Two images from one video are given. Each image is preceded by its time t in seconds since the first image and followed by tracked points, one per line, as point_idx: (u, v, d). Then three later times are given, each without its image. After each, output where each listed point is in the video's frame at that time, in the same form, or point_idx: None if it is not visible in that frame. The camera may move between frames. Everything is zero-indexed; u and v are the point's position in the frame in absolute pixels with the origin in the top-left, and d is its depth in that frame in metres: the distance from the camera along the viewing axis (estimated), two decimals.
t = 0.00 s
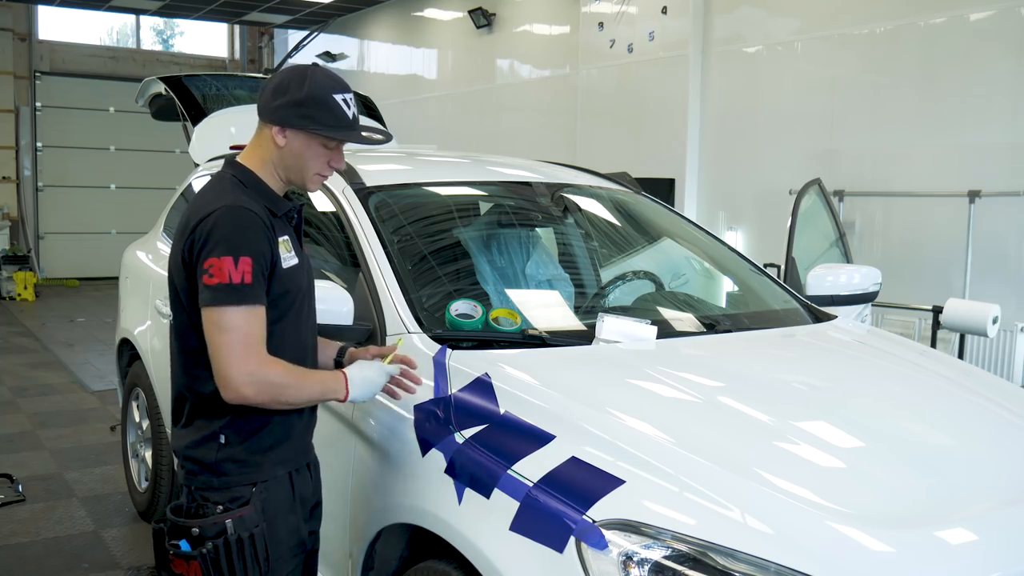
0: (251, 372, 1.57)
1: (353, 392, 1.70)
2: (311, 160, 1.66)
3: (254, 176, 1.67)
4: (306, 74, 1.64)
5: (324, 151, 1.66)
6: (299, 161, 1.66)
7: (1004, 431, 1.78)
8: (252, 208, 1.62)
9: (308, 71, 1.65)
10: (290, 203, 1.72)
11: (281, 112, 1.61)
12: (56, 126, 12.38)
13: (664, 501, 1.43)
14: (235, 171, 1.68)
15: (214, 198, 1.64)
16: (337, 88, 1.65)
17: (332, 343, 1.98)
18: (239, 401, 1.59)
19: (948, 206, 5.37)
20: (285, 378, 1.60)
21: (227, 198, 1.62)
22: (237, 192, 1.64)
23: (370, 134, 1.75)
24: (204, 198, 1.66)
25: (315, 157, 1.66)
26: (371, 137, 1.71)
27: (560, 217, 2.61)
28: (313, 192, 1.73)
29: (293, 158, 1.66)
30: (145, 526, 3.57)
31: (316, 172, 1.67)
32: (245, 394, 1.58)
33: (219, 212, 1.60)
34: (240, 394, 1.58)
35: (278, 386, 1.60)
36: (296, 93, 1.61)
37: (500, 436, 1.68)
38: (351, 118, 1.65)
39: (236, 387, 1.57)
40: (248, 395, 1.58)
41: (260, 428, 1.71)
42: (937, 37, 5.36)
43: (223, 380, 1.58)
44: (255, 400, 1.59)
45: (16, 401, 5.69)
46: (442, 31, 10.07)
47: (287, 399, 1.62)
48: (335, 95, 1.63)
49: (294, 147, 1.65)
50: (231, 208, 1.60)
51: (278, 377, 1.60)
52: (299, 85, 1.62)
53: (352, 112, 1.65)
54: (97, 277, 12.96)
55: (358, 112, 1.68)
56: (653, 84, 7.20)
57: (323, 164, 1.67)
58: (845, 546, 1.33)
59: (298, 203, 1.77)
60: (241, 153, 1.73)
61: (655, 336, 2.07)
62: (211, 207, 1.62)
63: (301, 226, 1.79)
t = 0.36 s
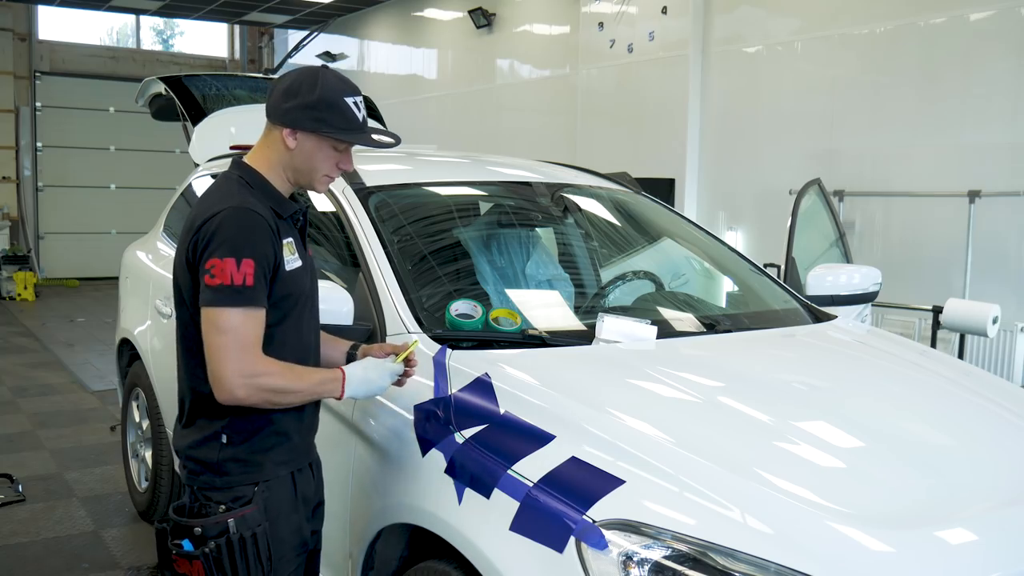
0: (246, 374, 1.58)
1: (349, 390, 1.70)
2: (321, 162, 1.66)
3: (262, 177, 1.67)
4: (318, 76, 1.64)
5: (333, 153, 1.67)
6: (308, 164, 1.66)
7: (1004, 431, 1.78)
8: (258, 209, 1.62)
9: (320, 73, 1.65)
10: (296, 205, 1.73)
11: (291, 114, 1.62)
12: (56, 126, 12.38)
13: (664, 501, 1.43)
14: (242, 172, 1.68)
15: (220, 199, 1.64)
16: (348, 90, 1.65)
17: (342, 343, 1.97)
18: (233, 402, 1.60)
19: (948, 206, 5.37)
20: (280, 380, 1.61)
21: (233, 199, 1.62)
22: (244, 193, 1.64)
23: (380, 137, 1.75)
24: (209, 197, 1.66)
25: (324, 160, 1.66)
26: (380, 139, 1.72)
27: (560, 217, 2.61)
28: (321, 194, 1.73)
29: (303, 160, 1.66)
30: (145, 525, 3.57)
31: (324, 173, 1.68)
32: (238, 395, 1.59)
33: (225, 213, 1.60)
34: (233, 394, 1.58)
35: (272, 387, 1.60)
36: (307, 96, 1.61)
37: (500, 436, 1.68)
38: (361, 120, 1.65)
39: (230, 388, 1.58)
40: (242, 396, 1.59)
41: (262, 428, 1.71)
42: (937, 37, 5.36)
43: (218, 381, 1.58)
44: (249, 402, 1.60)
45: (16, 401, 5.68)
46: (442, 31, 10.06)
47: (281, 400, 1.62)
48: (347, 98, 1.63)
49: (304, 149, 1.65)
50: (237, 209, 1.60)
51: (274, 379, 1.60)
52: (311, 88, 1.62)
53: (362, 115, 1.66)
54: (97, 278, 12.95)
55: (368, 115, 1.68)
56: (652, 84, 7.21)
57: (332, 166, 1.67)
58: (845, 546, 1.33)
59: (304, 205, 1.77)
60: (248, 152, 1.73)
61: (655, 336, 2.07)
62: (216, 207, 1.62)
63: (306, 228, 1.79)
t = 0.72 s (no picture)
0: (247, 372, 1.57)
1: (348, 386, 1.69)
2: (320, 162, 1.66)
3: (261, 177, 1.67)
4: (316, 76, 1.64)
5: (332, 152, 1.67)
6: (307, 164, 1.66)
7: (1004, 431, 1.78)
8: (257, 209, 1.62)
9: (318, 73, 1.65)
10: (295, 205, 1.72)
11: (290, 114, 1.62)
12: (56, 126, 12.38)
13: (664, 501, 1.43)
14: (241, 172, 1.68)
15: (219, 198, 1.64)
16: (347, 90, 1.65)
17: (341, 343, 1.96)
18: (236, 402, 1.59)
19: (948, 207, 5.37)
20: (281, 379, 1.61)
21: (232, 199, 1.62)
22: (243, 193, 1.64)
23: (379, 136, 1.75)
24: (208, 197, 1.66)
25: (323, 159, 1.66)
26: (379, 138, 1.72)
27: (560, 217, 2.61)
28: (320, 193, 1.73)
29: (302, 160, 1.66)
30: (145, 526, 3.57)
31: (324, 173, 1.68)
32: (241, 395, 1.58)
33: (224, 212, 1.60)
34: (236, 395, 1.58)
35: (274, 385, 1.60)
36: (306, 95, 1.61)
37: (500, 436, 1.68)
38: (359, 120, 1.65)
39: (233, 387, 1.58)
40: (245, 396, 1.59)
41: (262, 428, 1.71)
42: (937, 37, 5.36)
43: (219, 381, 1.58)
44: (251, 401, 1.60)
45: (16, 401, 5.68)
46: (442, 31, 10.06)
47: (283, 398, 1.62)
48: (345, 98, 1.63)
49: (303, 149, 1.65)
50: (236, 209, 1.60)
51: (275, 378, 1.60)
52: (309, 88, 1.62)
53: (361, 114, 1.66)
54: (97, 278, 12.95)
55: (366, 114, 1.68)
56: (652, 84, 7.20)
57: (331, 165, 1.68)
58: (845, 546, 1.33)
59: (303, 205, 1.77)
60: (247, 152, 1.73)
61: (656, 336, 2.07)
62: (215, 207, 1.62)
63: (305, 228, 1.79)
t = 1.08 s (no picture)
0: (249, 373, 1.57)
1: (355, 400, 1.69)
2: (319, 159, 1.66)
3: (260, 176, 1.67)
4: (311, 73, 1.64)
5: (331, 148, 1.66)
6: (307, 161, 1.66)
7: (1003, 431, 1.78)
8: (258, 210, 1.62)
9: (313, 70, 1.65)
10: (295, 204, 1.72)
11: (286, 112, 1.62)
12: (56, 126, 12.38)
13: (664, 501, 1.43)
14: (241, 172, 1.68)
15: (218, 198, 1.64)
16: (343, 86, 1.65)
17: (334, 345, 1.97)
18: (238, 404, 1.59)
19: (948, 207, 5.37)
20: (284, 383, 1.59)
21: (233, 199, 1.62)
22: (242, 193, 1.64)
23: (378, 130, 1.75)
24: (207, 198, 1.66)
25: (323, 155, 1.66)
26: (378, 133, 1.72)
27: (560, 217, 2.61)
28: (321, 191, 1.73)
29: (301, 157, 1.66)
30: (145, 526, 3.57)
31: (324, 171, 1.68)
32: (241, 396, 1.57)
33: (224, 213, 1.60)
34: (236, 396, 1.57)
35: (276, 390, 1.59)
36: (301, 93, 1.61)
37: (500, 436, 1.68)
38: (356, 114, 1.65)
39: (234, 389, 1.57)
40: (245, 398, 1.58)
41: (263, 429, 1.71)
42: (937, 37, 5.36)
43: (221, 382, 1.58)
44: (251, 403, 1.58)
45: (16, 401, 5.68)
46: (442, 31, 10.06)
47: (285, 403, 1.60)
48: (341, 93, 1.63)
49: (302, 146, 1.65)
50: (237, 210, 1.60)
51: (277, 382, 1.59)
52: (304, 85, 1.62)
53: (358, 109, 1.65)
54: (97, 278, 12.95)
55: (363, 110, 1.68)
56: (652, 84, 7.20)
57: (330, 162, 1.67)
58: (845, 546, 1.33)
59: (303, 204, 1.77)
60: (247, 153, 1.73)
61: (656, 336, 2.07)
62: (215, 208, 1.62)
63: (306, 227, 1.79)
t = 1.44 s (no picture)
0: (341, 346, 1.57)
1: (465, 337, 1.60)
2: (318, 155, 1.66)
3: (266, 175, 1.67)
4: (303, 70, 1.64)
5: (329, 144, 1.66)
6: (306, 157, 1.66)
7: (1004, 431, 1.78)
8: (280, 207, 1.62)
9: (306, 68, 1.64)
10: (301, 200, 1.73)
11: (282, 111, 1.62)
12: (56, 126, 12.38)
13: (664, 501, 1.43)
14: (247, 172, 1.67)
15: (236, 202, 1.62)
16: (336, 81, 1.65)
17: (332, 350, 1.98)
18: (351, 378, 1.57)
19: (948, 207, 5.37)
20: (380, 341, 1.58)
21: (252, 201, 1.61)
22: (257, 193, 1.63)
23: (376, 124, 1.74)
24: (219, 203, 1.64)
25: (321, 151, 1.66)
26: (376, 126, 1.71)
27: (560, 217, 2.61)
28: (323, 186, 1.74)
29: (300, 155, 1.66)
30: (145, 526, 3.57)
31: (323, 167, 1.68)
32: (349, 369, 1.57)
33: (249, 216, 1.59)
34: (346, 371, 1.57)
35: (375, 349, 1.58)
36: (294, 91, 1.61)
37: (500, 435, 1.68)
38: (352, 108, 1.64)
39: (338, 366, 1.57)
40: (354, 368, 1.57)
41: (275, 427, 1.71)
42: (937, 37, 5.36)
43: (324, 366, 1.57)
44: (363, 371, 1.57)
45: (16, 401, 5.68)
46: (442, 31, 10.06)
47: (392, 358, 1.58)
48: (335, 88, 1.62)
49: (299, 144, 1.65)
50: (261, 210, 1.59)
51: (373, 343, 1.58)
52: (298, 82, 1.62)
53: (353, 103, 1.65)
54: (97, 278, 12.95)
55: (359, 103, 1.67)
56: (652, 84, 7.20)
57: (330, 157, 1.68)
58: (845, 546, 1.33)
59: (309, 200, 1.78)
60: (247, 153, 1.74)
61: (655, 336, 2.07)
62: (237, 211, 1.61)
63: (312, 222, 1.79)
